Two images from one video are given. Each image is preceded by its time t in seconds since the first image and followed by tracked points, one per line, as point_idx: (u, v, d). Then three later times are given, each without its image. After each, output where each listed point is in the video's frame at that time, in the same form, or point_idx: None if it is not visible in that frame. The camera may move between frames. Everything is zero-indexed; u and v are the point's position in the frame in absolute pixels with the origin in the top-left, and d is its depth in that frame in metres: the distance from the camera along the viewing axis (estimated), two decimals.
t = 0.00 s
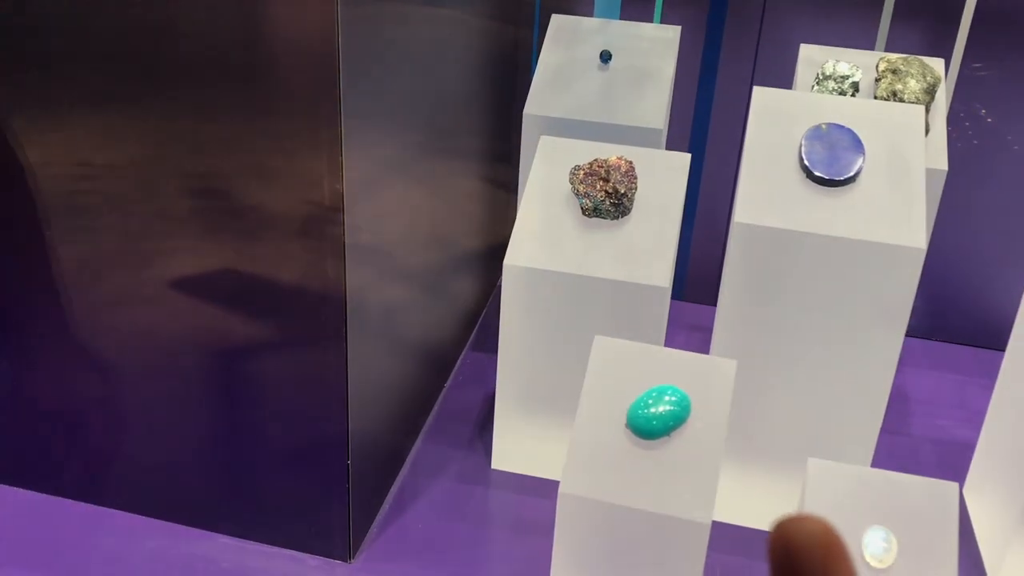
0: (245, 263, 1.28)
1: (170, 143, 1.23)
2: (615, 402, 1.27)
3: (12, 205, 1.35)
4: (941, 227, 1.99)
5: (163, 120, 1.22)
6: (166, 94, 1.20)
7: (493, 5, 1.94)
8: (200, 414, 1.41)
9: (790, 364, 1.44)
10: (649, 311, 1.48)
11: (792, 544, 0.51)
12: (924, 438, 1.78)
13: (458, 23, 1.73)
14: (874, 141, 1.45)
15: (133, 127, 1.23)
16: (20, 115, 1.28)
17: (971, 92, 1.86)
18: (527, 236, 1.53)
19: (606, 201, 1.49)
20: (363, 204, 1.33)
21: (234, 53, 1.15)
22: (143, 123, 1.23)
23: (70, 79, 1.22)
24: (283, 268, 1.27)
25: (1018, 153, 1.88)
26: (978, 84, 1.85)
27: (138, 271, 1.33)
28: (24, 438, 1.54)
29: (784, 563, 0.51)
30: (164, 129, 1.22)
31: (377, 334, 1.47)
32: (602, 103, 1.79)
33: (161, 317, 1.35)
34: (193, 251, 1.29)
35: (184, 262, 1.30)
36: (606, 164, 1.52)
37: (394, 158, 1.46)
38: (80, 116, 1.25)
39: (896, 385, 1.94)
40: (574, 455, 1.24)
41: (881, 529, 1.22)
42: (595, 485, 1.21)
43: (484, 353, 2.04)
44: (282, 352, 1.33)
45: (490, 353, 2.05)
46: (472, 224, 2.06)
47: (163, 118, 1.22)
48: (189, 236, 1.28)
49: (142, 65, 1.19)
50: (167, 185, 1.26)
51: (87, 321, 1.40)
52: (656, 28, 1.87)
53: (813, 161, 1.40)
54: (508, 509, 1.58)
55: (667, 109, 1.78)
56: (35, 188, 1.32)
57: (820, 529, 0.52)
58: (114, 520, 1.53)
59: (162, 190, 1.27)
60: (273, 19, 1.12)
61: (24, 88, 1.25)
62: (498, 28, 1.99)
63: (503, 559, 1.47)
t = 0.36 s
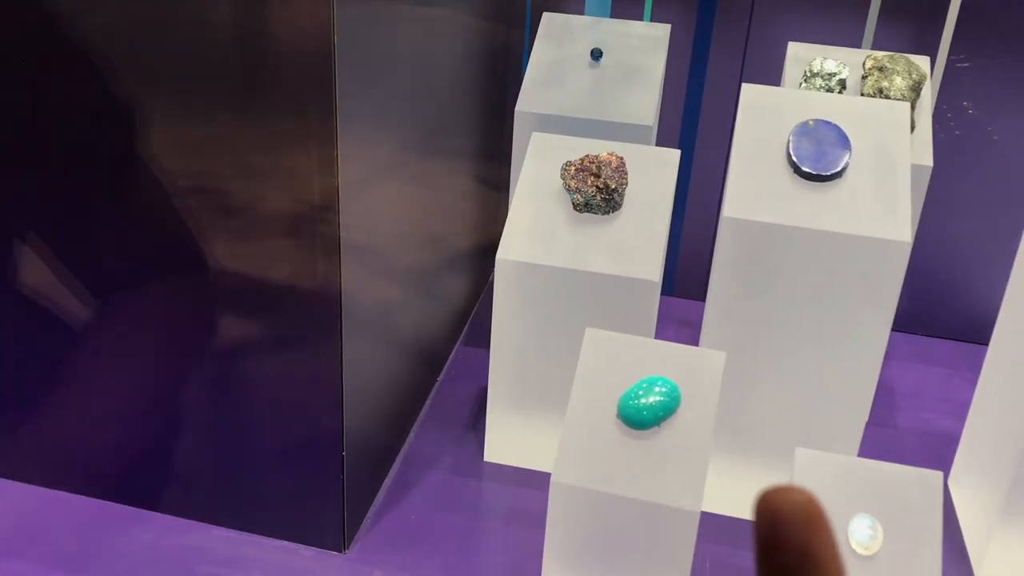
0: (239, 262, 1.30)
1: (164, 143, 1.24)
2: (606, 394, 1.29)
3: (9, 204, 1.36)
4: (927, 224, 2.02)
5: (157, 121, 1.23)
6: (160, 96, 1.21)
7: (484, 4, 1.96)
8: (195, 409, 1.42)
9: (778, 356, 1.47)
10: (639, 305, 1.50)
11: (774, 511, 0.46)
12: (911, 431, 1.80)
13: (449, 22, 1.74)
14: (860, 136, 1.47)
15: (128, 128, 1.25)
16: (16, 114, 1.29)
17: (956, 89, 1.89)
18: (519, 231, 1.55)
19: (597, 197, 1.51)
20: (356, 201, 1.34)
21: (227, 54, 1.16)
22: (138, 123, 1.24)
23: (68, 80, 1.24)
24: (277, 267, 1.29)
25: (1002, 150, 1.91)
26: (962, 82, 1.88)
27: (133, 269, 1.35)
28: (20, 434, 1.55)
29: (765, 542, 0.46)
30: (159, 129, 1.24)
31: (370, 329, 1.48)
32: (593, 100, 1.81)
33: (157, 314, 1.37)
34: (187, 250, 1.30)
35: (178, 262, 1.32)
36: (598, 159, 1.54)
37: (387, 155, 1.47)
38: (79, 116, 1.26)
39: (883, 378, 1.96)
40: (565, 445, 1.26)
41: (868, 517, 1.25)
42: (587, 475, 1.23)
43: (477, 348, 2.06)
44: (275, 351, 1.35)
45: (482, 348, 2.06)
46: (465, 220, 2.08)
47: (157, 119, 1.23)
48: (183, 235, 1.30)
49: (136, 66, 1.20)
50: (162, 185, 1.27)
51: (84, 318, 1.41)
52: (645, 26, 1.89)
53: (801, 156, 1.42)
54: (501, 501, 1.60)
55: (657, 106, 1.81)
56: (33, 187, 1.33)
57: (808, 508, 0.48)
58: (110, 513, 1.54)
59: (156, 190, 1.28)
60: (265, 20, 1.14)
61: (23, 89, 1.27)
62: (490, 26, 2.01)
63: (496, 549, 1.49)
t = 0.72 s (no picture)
0: (223, 263, 1.30)
1: (146, 144, 1.24)
2: (586, 390, 1.30)
3: None
4: (906, 221, 2.03)
5: (139, 121, 1.23)
6: (141, 97, 1.21)
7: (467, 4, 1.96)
8: (177, 408, 1.42)
9: (757, 352, 1.48)
10: (620, 302, 1.51)
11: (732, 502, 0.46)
12: (890, 427, 1.82)
13: (432, 22, 1.75)
14: (837, 135, 1.49)
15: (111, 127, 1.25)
16: None
17: (933, 88, 1.90)
18: (501, 229, 1.55)
19: (578, 195, 1.52)
20: (338, 199, 1.34)
21: (208, 55, 1.17)
22: (121, 124, 1.24)
23: (49, 81, 1.24)
24: (262, 268, 1.29)
25: (979, 149, 1.93)
26: (940, 80, 1.90)
27: (116, 269, 1.34)
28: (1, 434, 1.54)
29: (727, 527, 0.48)
30: (141, 131, 1.24)
31: (351, 327, 1.48)
32: (574, 99, 1.81)
33: (139, 314, 1.37)
34: (170, 250, 1.31)
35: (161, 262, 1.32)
36: (578, 158, 1.54)
37: (370, 154, 1.48)
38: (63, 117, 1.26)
39: (863, 375, 1.98)
40: (545, 442, 1.27)
41: (845, 511, 1.26)
42: (566, 470, 1.24)
43: (460, 346, 2.07)
44: (258, 351, 1.35)
45: (465, 346, 2.07)
46: (448, 219, 2.08)
47: (139, 120, 1.23)
48: (167, 235, 1.30)
49: (117, 67, 1.21)
50: (145, 186, 1.27)
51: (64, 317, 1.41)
52: (627, 25, 1.90)
53: (779, 154, 1.43)
54: (483, 498, 1.60)
55: (638, 105, 1.82)
56: (15, 189, 1.33)
57: (769, 484, 0.49)
58: (92, 513, 1.54)
59: (140, 191, 1.28)
60: (248, 21, 1.14)
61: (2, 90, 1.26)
62: (472, 26, 2.02)
63: (477, 545, 1.50)
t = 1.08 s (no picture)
0: (209, 264, 1.29)
1: (131, 145, 1.24)
2: (571, 388, 1.30)
3: None
4: (889, 220, 2.05)
5: (123, 121, 1.23)
6: (126, 97, 1.21)
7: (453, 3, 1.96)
8: (162, 407, 1.42)
9: (741, 350, 1.48)
10: (605, 300, 1.51)
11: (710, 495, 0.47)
12: (874, 424, 1.83)
13: (417, 22, 1.75)
14: (820, 134, 1.49)
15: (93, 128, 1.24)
16: None
17: (916, 87, 1.92)
18: (486, 227, 1.55)
19: (563, 193, 1.52)
20: (323, 199, 1.34)
21: (189, 55, 1.16)
22: (104, 124, 1.24)
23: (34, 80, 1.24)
24: (249, 268, 1.29)
25: (961, 148, 1.94)
26: (921, 80, 1.91)
27: (101, 268, 1.34)
28: None
29: (704, 524, 0.49)
30: (125, 131, 1.23)
31: (337, 326, 1.48)
32: (559, 98, 1.82)
33: (124, 314, 1.36)
34: (156, 252, 1.30)
35: (147, 263, 1.31)
36: (564, 156, 1.54)
37: (356, 154, 1.48)
38: (46, 116, 1.26)
39: (847, 372, 1.99)
40: (530, 440, 1.27)
41: (828, 509, 1.27)
42: (551, 468, 1.25)
43: (446, 345, 2.07)
44: (244, 351, 1.34)
45: (451, 345, 2.07)
46: (434, 218, 2.08)
47: (123, 121, 1.23)
48: (152, 235, 1.29)
49: (99, 66, 1.20)
50: (131, 186, 1.27)
51: (50, 316, 1.40)
52: (612, 25, 1.91)
53: (762, 153, 1.44)
54: (469, 496, 1.60)
55: (623, 104, 1.82)
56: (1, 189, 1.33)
57: (741, 480, 0.50)
58: (76, 512, 1.53)
59: (126, 191, 1.27)
60: (226, 20, 1.14)
61: None
62: (458, 26, 2.02)
63: (463, 544, 1.50)
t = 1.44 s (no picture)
0: (198, 263, 1.29)
1: (119, 144, 1.24)
2: (559, 384, 1.31)
3: None
4: (876, 220, 2.06)
5: (110, 119, 1.22)
6: (114, 96, 1.21)
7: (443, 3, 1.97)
8: (149, 405, 1.41)
9: (729, 348, 1.49)
10: (593, 298, 1.51)
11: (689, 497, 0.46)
12: (861, 423, 1.84)
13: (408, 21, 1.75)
14: (808, 133, 1.50)
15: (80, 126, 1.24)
16: None
17: (903, 88, 1.93)
18: (475, 225, 1.56)
19: (552, 192, 1.53)
20: (312, 198, 1.34)
21: (172, 52, 1.16)
22: (91, 123, 1.23)
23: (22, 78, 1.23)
24: (237, 268, 1.29)
25: (948, 148, 1.95)
26: (909, 81, 1.92)
27: (89, 265, 1.34)
28: None
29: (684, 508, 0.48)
30: (114, 130, 1.23)
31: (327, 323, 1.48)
32: (548, 97, 1.82)
33: (112, 311, 1.36)
34: (144, 250, 1.30)
35: (133, 263, 1.31)
36: (553, 155, 1.55)
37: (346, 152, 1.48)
38: (31, 114, 1.26)
39: (834, 371, 2.00)
40: (519, 437, 1.27)
41: (814, 505, 1.27)
42: (539, 464, 1.25)
43: (435, 344, 2.07)
44: (233, 351, 1.34)
45: (441, 344, 2.07)
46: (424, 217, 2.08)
47: (112, 121, 1.22)
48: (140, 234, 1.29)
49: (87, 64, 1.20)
50: (119, 185, 1.27)
51: (38, 313, 1.40)
52: (601, 24, 1.91)
53: (750, 152, 1.45)
54: (457, 494, 1.60)
55: (612, 103, 1.83)
56: None
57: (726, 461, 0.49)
58: (62, 510, 1.53)
59: (114, 190, 1.27)
60: (207, 15, 1.13)
61: None
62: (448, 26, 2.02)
63: (451, 541, 1.50)
